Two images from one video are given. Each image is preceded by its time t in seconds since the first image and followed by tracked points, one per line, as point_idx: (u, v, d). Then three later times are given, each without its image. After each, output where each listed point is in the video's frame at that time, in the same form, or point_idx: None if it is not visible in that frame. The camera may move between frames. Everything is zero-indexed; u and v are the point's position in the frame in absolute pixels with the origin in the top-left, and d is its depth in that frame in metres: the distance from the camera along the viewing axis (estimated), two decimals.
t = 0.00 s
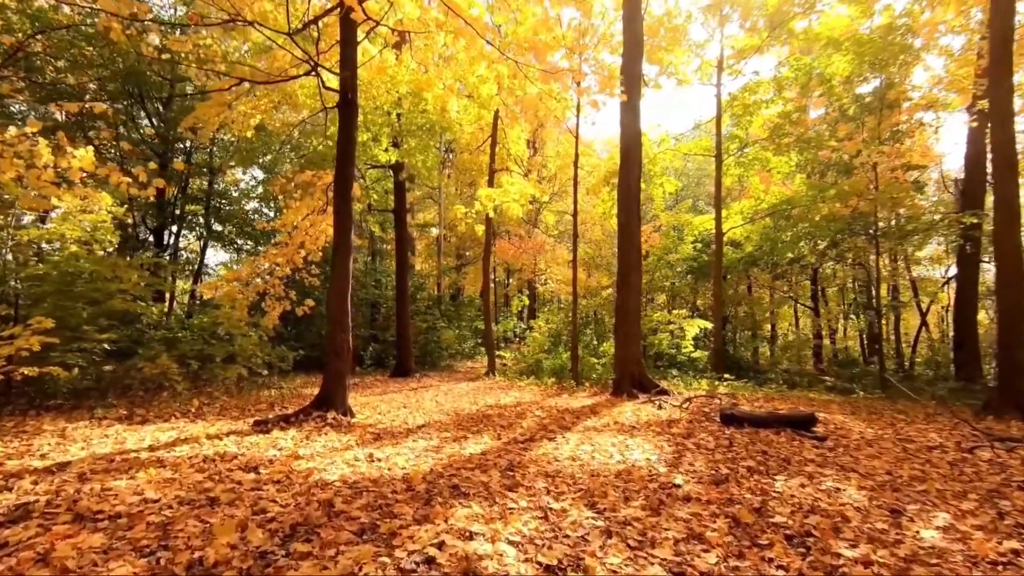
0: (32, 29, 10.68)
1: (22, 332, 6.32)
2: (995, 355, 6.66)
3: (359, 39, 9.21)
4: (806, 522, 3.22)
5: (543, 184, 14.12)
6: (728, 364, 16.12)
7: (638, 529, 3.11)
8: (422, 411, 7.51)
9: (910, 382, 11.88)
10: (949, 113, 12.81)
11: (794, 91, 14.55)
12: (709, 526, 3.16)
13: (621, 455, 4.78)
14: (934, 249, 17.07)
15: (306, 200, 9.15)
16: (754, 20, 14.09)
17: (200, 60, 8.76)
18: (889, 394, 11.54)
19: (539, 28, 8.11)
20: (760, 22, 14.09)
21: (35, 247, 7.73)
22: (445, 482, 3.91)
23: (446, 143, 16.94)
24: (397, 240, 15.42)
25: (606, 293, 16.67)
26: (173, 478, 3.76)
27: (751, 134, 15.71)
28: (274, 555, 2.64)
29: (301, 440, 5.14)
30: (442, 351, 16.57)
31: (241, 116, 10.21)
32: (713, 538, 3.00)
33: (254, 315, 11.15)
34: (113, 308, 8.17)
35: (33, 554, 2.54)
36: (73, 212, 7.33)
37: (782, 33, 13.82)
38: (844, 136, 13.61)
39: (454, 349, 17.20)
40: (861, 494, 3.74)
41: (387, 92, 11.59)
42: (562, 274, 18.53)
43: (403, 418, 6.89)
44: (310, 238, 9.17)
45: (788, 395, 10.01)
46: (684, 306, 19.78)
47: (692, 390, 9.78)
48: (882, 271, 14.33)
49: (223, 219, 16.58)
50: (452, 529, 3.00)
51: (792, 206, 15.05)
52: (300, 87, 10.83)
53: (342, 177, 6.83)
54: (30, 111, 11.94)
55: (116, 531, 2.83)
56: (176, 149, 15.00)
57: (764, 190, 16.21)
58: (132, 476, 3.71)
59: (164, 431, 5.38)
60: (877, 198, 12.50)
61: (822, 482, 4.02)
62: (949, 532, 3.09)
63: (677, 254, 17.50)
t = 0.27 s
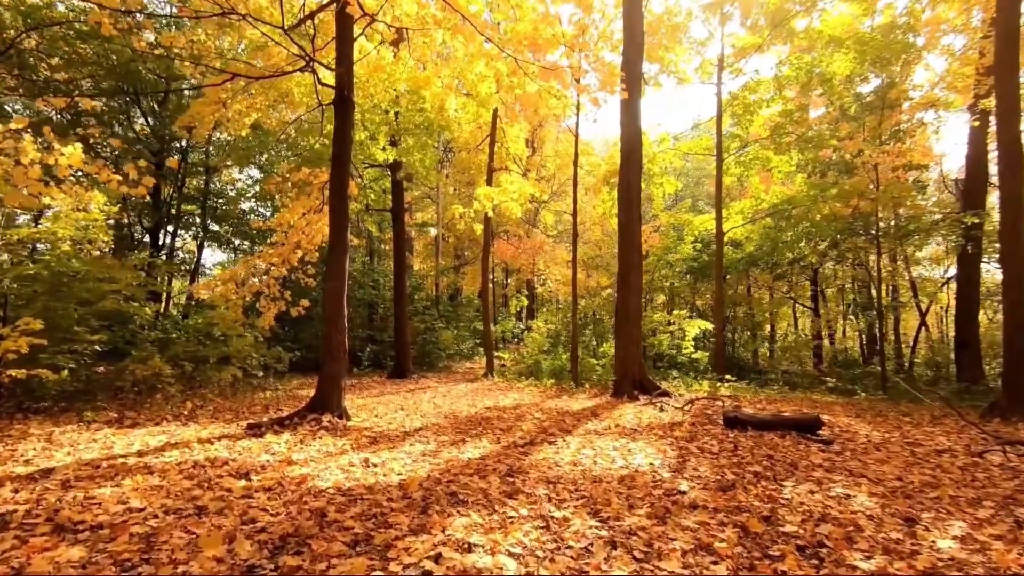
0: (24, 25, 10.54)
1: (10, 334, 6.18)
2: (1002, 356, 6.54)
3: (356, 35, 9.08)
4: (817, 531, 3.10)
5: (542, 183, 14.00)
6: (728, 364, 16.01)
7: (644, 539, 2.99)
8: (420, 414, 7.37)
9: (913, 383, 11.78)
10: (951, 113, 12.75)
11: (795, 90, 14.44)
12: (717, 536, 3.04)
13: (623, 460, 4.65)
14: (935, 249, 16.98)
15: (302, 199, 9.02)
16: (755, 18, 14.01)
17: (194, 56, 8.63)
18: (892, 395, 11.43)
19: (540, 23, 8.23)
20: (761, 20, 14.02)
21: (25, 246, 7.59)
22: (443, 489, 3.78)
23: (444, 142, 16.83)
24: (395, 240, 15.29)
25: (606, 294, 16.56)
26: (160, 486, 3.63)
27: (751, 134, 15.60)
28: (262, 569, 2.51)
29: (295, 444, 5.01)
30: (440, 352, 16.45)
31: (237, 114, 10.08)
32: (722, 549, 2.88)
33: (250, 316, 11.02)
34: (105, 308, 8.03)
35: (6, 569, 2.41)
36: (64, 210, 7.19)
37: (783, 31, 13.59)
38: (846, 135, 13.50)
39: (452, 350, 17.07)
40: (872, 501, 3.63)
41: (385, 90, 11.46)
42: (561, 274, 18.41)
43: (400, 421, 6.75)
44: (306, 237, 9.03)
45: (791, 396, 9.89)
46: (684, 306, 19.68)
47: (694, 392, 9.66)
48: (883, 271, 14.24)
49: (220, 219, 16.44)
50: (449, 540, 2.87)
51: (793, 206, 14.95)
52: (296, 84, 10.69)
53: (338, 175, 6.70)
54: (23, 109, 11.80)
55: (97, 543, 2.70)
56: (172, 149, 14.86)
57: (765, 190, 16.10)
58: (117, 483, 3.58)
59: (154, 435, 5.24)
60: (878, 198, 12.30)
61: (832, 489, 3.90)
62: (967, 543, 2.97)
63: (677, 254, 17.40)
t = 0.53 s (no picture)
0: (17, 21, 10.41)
1: None
2: (1008, 356, 6.45)
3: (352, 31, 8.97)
4: (827, 536, 3.00)
5: (542, 182, 13.89)
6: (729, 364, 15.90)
7: (648, 545, 2.88)
8: (418, 415, 7.26)
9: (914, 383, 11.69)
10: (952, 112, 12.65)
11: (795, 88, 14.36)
12: (724, 542, 2.93)
13: (625, 462, 4.54)
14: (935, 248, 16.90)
15: (298, 197, 8.91)
16: (756, 16, 13.93)
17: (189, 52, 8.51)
18: (894, 395, 11.33)
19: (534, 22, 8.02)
20: (761, 17, 13.93)
21: (16, 244, 7.47)
22: (439, 492, 3.67)
23: (443, 141, 16.71)
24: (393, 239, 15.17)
25: (605, 293, 16.45)
26: (147, 489, 3.52)
27: (752, 132, 15.51)
28: None
29: (288, 446, 4.89)
30: (439, 352, 16.33)
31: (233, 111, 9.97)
32: (729, 556, 2.77)
33: (246, 315, 10.90)
34: (98, 308, 7.90)
35: None
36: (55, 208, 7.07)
37: (784, 29, 13.51)
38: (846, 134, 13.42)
39: (450, 350, 16.95)
40: (882, 504, 3.52)
41: (382, 87, 11.34)
42: (561, 273, 18.30)
43: (398, 421, 6.65)
44: (302, 236, 8.91)
45: (792, 396, 9.79)
46: (684, 306, 19.58)
47: (694, 392, 9.56)
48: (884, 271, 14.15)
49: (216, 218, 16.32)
50: (446, 547, 2.76)
51: (793, 205, 14.86)
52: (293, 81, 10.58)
53: (334, 173, 6.58)
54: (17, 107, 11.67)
55: (77, 550, 2.59)
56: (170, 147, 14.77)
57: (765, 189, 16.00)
58: (103, 487, 3.47)
59: (144, 437, 5.12)
60: (879, 197, 12.23)
61: (840, 492, 3.79)
62: (982, 549, 2.87)
63: (677, 253, 17.30)
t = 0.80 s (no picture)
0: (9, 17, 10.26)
1: None
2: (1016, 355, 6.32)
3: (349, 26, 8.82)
4: (841, 544, 2.86)
5: (541, 180, 13.75)
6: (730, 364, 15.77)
7: (653, 553, 2.75)
8: (415, 416, 7.12)
9: (917, 383, 11.55)
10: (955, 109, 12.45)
11: (796, 86, 14.22)
12: (733, 551, 2.79)
13: (627, 465, 4.40)
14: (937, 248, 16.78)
15: (294, 194, 8.76)
16: (757, 12, 13.66)
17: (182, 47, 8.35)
18: (898, 396, 11.19)
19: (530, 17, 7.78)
20: (763, 14, 13.67)
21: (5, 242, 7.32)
22: (435, 497, 3.52)
23: (441, 139, 16.56)
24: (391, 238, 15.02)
25: (605, 293, 16.30)
26: (130, 494, 3.37)
27: (753, 130, 15.37)
28: None
29: (280, 448, 4.74)
30: (437, 352, 16.18)
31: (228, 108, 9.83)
32: (739, 565, 2.64)
33: (242, 315, 10.75)
34: (89, 306, 7.75)
35: None
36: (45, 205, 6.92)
37: (785, 26, 13.37)
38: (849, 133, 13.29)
39: (449, 350, 16.81)
40: (896, 510, 3.39)
41: (380, 84, 11.20)
42: (560, 273, 18.15)
43: (395, 422, 6.51)
44: (297, 233, 8.77)
45: (795, 396, 9.66)
46: (684, 305, 19.44)
47: (696, 392, 9.43)
48: (886, 271, 14.03)
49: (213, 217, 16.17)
50: (441, 556, 2.63)
51: (794, 204, 14.73)
52: (289, 77, 10.43)
53: (329, 169, 6.44)
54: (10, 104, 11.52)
55: (50, 561, 2.45)
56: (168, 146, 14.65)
57: (766, 187, 15.88)
58: (82, 493, 3.32)
59: (132, 439, 4.97)
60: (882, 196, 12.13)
61: (851, 496, 3.66)
62: (1004, 557, 2.74)
63: (677, 253, 17.16)
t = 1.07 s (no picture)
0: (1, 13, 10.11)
1: None
2: None
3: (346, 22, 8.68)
4: (856, 558, 2.72)
5: (541, 179, 13.62)
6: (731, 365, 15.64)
7: (659, 568, 2.61)
8: (412, 419, 6.98)
9: (921, 384, 11.42)
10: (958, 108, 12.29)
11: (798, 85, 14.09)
12: (743, 565, 2.65)
13: (630, 471, 4.26)
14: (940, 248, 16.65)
15: (289, 193, 8.61)
16: (759, 10, 13.52)
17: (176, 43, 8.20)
18: (901, 397, 11.06)
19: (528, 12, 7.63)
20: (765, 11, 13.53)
21: None
22: (431, 506, 3.38)
23: (439, 138, 16.42)
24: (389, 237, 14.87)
25: (605, 293, 16.16)
26: (111, 504, 3.23)
27: (754, 129, 15.24)
28: None
29: (272, 454, 4.60)
30: (435, 353, 16.02)
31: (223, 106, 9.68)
32: None
33: (237, 315, 10.60)
34: (80, 307, 7.61)
35: None
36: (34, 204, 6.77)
37: (788, 24, 13.24)
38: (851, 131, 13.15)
39: (447, 350, 16.66)
40: (911, 520, 3.25)
41: (377, 81, 11.05)
42: (560, 273, 18.02)
43: (391, 426, 6.36)
44: (293, 233, 8.62)
45: (799, 398, 9.53)
46: (684, 306, 19.31)
47: (698, 394, 9.29)
48: (889, 271, 13.90)
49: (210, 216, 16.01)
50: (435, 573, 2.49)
51: (796, 203, 14.60)
52: (285, 74, 10.30)
53: (324, 167, 6.29)
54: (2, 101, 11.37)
55: None
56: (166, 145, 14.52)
57: (768, 187, 15.74)
58: (61, 502, 3.18)
59: (120, 444, 4.83)
60: (885, 195, 12.00)
61: (864, 505, 3.51)
62: None
63: (677, 252, 17.03)
